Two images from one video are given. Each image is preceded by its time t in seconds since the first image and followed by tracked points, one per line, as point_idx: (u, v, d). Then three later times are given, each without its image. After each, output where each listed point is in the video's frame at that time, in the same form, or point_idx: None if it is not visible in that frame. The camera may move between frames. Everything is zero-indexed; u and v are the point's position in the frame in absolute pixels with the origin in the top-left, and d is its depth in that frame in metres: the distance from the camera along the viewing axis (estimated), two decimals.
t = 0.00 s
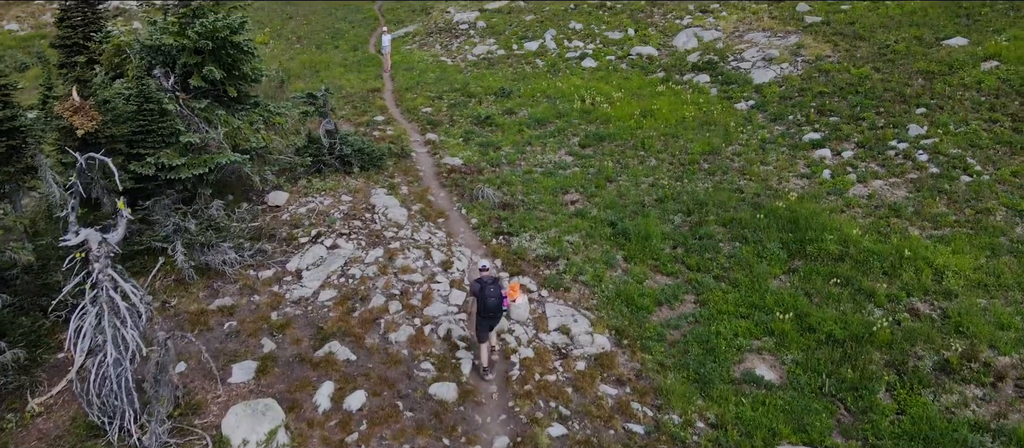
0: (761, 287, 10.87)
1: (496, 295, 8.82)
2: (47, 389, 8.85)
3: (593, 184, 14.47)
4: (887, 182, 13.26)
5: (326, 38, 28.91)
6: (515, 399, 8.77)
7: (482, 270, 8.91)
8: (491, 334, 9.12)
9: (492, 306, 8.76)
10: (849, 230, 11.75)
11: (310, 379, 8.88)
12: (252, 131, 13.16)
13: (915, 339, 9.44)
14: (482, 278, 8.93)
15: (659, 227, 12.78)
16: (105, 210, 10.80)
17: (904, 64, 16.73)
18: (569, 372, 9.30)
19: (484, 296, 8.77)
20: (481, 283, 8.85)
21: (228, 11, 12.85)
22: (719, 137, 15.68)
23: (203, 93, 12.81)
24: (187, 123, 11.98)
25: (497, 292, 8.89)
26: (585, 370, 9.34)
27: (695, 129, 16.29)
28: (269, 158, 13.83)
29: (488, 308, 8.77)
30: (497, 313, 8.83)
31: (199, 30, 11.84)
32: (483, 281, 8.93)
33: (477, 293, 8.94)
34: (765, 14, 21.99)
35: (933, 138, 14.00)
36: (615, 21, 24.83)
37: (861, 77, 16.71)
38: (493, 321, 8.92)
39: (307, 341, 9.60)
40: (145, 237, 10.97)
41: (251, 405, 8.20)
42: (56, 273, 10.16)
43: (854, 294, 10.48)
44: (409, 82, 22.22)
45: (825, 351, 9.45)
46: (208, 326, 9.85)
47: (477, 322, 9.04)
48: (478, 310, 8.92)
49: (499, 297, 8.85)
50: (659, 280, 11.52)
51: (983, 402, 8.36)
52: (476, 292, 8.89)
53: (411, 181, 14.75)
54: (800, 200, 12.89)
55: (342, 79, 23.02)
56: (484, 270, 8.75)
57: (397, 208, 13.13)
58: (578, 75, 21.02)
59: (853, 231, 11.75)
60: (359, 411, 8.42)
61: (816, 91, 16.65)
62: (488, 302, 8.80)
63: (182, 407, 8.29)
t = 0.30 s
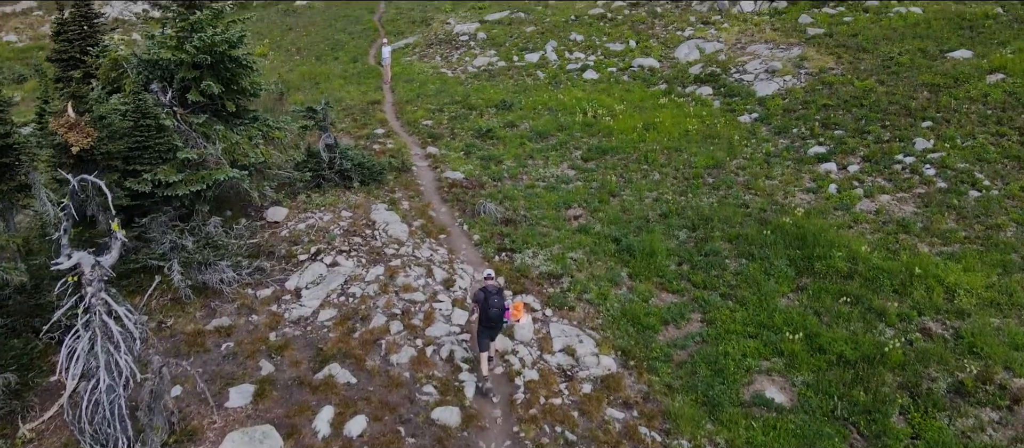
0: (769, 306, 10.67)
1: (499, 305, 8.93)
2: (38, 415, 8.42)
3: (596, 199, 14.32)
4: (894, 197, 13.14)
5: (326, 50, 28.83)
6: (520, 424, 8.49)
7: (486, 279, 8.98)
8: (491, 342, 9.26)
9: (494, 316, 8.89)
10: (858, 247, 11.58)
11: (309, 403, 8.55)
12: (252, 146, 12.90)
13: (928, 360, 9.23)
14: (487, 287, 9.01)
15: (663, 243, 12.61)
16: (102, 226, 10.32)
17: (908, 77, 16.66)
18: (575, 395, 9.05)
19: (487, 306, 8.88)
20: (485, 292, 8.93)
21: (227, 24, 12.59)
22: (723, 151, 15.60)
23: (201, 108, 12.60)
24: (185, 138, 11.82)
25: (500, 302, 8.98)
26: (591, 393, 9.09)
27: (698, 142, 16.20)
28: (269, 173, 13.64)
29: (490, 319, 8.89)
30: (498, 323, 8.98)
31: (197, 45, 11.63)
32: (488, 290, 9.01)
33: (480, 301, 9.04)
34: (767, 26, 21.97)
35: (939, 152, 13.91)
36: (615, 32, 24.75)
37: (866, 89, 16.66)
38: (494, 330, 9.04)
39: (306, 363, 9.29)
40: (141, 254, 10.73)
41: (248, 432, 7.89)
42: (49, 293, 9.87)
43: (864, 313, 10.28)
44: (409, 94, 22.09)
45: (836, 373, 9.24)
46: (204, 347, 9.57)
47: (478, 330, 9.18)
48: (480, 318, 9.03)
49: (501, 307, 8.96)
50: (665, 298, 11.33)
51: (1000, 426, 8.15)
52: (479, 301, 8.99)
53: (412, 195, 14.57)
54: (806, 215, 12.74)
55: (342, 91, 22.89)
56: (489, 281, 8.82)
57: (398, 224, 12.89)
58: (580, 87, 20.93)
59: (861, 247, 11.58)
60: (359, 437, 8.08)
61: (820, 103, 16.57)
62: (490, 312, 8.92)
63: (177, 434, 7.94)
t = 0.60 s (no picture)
0: (779, 321, 10.47)
1: (501, 302, 9.18)
2: (35, 434, 8.27)
3: (603, 210, 14.17)
4: (905, 208, 12.95)
5: (330, 57, 28.81)
6: (527, 444, 8.29)
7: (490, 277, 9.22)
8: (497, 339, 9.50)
9: (497, 313, 9.13)
10: (870, 260, 11.37)
11: (311, 422, 8.37)
12: (254, 157, 12.75)
13: (944, 377, 9.01)
14: (491, 284, 9.27)
15: (671, 255, 12.45)
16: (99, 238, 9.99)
17: (917, 86, 16.52)
18: (583, 413, 8.85)
19: (490, 303, 9.16)
20: (489, 290, 9.19)
21: (229, 33, 12.48)
22: (731, 161, 15.46)
23: (202, 118, 12.46)
24: (186, 149, 11.66)
25: (504, 300, 9.22)
26: (599, 411, 8.89)
27: (705, 152, 16.08)
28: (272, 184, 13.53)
29: (492, 315, 9.17)
30: (501, 320, 9.20)
31: (199, 55, 11.42)
32: (492, 287, 9.27)
33: (484, 299, 9.31)
34: (773, 34, 21.88)
35: (950, 162, 13.74)
36: (620, 40, 24.66)
37: (874, 98, 16.56)
38: (498, 327, 9.28)
39: (308, 379, 9.12)
40: (142, 268, 10.59)
41: None
42: (46, 309, 9.72)
43: (877, 328, 10.07)
44: (413, 102, 22.00)
45: (850, 390, 9.02)
46: (204, 363, 9.40)
47: (483, 327, 9.44)
48: (484, 316, 9.30)
49: (505, 305, 9.20)
50: (673, 312, 11.14)
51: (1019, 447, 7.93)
52: (484, 298, 9.27)
53: (416, 206, 14.43)
54: (816, 227, 12.55)
55: (345, 99, 22.82)
56: (492, 278, 9.08)
57: (402, 235, 12.73)
58: (585, 96, 20.82)
59: (873, 260, 11.38)
60: None
61: (828, 112, 16.51)
62: (493, 309, 9.17)
63: None
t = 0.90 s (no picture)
0: (785, 335, 10.30)
1: (500, 306, 9.33)
2: None
3: (606, 221, 14.05)
4: (912, 220, 12.84)
5: (330, 66, 28.76)
6: None
7: (488, 282, 9.44)
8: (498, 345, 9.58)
9: (496, 317, 9.25)
10: (877, 274, 11.21)
11: (310, 442, 8.18)
12: (253, 168, 12.60)
13: (956, 394, 8.84)
14: (489, 290, 9.48)
15: (675, 268, 12.31)
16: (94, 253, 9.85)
17: (921, 95, 16.50)
18: (588, 432, 8.66)
19: (489, 307, 9.31)
20: (487, 295, 9.41)
21: (229, 44, 12.36)
22: (735, 172, 15.39)
23: (201, 129, 12.29)
24: (185, 162, 11.50)
25: (502, 305, 9.39)
26: (604, 430, 8.69)
27: (708, 163, 16.02)
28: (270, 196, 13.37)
29: (492, 320, 9.30)
30: (501, 324, 9.31)
31: (198, 66, 11.29)
32: (490, 293, 9.47)
33: (483, 304, 9.48)
34: (775, 43, 21.86)
35: (956, 173, 13.65)
36: (621, 49, 24.59)
37: (878, 108, 16.55)
38: (498, 332, 9.38)
39: (308, 398, 8.94)
40: (139, 282, 10.41)
41: None
42: (42, 326, 9.53)
43: (886, 343, 9.89)
44: (414, 112, 21.90)
45: (860, 407, 8.84)
46: (201, 381, 9.20)
47: (483, 333, 9.53)
48: (483, 321, 9.42)
49: (503, 309, 9.36)
50: (679, 326, 10.97)
51: None
52: (482, 304, 9.44)
53: (417, 218, 14.29)
54: (822, 239, 12.42)
55: (345, 108, 22.72)
56: (489, 283, 9.34)
57: (403, 247, 12.55)
58: (586, 105, 20.76)
59: (881, 274, 11.22)
60: None
61: (832, 122, 16.52)
62: (492, 314, 9.31)
63: None
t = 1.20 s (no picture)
0: (792, 348, 10.12)
1: (500, 305, 9.49)
2: None
3: (608, 231, 13.93)
4: (918, 230, 12.73)
5: (329, 73, 28.67)
6: None
7: (489, 282, 9.58)
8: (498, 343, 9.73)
9: (496, 316, 9.41)
10: (884, 285, 11.05)
11: None
12: (252, 179, 12.42)
13: (967, 409, 8.66)
14: (489, 289, 9.62)
15: (679, 279, 12.17)
16: (89, 265, 9.66)
17: (925, 104, 16.51)
18: None
19: (489, 306, 9.45)
20: (488, 293, 9.53)
21: (227, 53, 12.25)
22: (737, 181, 15.30)
23: (199, 139, 12.12)
24: (182, 172, 11.32)
25: (502, 303, 9.54)
26: None
27: (710, 172, 15.94)
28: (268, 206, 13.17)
29: (492, 318, 9.44)
30: (501, 322, 9.49)
31: (196, 76, 11.19)
32: (490, 291, 9.60)
33: (483, 303, 9.61)
34: (777, 50, 21.82)
35: (961, 182, 13.58)
36: (622, 56, 24.52)
37: (882, 116, 16.56)
38: (498, 329, 9.53)
39: (306, 415, 8.74)
40: (134, 295, 10.22)
41: None
42: (35, 340, 9.29)
43: (895, 356, 9.71)
44: (414, 119, 21.78)
45: (870, 424, 8.66)
46: (196, 397, 8.99)
47: (483, 331, 9.66)
48: (484, 320, 9.55)
49: (503, 308, 9.51)
50: (683, 339, 10.79)
51: None
52: (482, 302, 9.57)
53: (418, 227, 14.14)
54: (827, 250, 12.29)
55: (345, 116, 22.61)
56: (490, 282, 9.49)
57: (403, 258, 12.37)
58: (587, 112, 20.67)
59: (888, 285, 11.06)
60: None
61: (835, 130, 16.52)
62: (492, 312, 9.45)
63: None
